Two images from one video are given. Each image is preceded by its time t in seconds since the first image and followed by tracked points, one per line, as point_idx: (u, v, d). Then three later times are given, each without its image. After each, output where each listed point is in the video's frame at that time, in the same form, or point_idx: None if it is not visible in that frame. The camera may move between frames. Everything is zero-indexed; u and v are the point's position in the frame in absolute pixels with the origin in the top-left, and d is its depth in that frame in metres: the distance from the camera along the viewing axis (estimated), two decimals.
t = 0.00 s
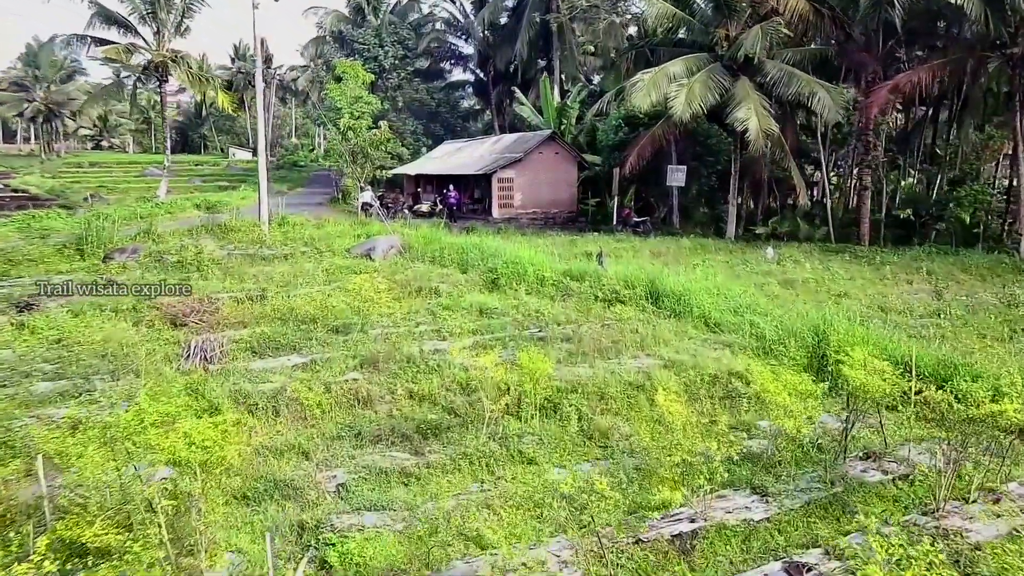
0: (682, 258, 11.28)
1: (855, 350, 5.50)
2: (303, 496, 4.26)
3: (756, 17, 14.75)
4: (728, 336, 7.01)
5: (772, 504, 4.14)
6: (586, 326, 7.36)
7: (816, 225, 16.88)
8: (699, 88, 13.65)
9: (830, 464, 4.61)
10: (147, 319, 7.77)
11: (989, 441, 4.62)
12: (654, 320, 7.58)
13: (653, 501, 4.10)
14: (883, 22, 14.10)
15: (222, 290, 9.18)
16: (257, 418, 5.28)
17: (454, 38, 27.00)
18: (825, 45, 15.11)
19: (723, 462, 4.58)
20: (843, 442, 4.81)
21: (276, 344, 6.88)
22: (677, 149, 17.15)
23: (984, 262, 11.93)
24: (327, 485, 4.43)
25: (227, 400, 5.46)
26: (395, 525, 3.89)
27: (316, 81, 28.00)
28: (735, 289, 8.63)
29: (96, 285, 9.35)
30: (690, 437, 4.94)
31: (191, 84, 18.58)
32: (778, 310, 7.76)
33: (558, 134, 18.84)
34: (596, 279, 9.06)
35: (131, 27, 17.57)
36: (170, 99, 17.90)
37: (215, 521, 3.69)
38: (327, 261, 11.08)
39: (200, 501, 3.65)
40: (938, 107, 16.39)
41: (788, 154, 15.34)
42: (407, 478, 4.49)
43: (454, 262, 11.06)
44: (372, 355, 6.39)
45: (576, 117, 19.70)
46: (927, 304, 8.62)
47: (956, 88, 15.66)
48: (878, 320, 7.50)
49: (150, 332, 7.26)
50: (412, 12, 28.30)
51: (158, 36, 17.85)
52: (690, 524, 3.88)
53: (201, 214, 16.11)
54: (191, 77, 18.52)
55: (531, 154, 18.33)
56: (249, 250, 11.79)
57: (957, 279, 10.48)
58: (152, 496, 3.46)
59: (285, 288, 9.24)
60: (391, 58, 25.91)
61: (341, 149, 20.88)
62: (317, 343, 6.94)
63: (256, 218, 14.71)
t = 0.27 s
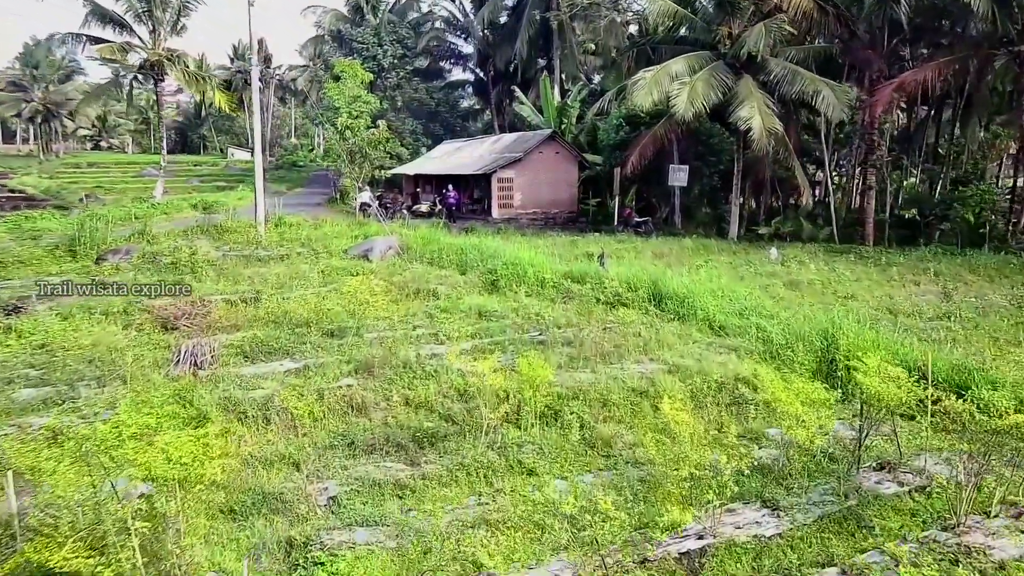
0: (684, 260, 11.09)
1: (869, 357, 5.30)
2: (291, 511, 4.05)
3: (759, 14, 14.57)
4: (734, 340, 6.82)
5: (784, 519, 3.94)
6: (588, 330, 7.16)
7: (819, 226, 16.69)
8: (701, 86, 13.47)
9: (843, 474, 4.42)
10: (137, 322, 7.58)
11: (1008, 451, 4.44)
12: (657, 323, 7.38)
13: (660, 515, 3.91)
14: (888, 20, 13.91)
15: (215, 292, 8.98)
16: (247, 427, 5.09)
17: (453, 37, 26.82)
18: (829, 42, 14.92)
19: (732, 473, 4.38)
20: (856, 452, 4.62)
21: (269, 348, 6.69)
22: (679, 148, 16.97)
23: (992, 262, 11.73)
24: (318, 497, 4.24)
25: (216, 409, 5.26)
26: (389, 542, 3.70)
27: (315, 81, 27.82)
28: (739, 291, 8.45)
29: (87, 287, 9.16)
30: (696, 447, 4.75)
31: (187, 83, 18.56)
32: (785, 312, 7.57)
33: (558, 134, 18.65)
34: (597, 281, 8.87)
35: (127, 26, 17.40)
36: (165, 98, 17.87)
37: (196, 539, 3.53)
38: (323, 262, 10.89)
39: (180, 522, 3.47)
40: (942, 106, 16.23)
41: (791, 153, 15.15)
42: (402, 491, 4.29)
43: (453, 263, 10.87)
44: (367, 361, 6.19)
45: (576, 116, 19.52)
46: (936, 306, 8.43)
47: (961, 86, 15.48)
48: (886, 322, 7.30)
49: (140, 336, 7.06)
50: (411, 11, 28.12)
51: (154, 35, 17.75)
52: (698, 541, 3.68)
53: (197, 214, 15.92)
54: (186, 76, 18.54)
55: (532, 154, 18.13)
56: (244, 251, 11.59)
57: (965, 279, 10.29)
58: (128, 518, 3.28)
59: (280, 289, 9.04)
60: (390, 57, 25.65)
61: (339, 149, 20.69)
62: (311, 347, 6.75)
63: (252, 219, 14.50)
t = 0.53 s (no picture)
0: (686, 261, 10.89)
1: (882, 363, 5.10)
2: (279, 526, 3.86)
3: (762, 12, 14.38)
4: (739, 344, 6.62)
5: (796, 535, 3.75)
6: (589, 333, 6.96)
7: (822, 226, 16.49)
8: (704, 85, 13.29)
9: (856, 486, 4.23)
10: (127, 326, 7.39)
11: None
12: (660, 326, 7.19)
13: (667, 533, 3.72)
14: (893, 17, 13.72)
15: (208, 294, 8.80)
16: (235, 436, 4.89)
17: (453, 36, 26.63)
18: (833, 40, 14.72)
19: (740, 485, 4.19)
20: (869, 463, 4.43)
21: (261, 353, 6.49)
22: (681, 148, 16.78)
23: (1000, 263, 11.54)
24: (308, 511, 4.04)
25: (203, 417, 5.07)
26: (381, 561, 3.51)
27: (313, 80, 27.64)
28: (744, 293, 8.25)
29: (77, 289, 8.96)
30: (702, 457, 4.56)
31: (184, 83, 18.41)
32: (791, 315, 7.38)
33: (558, 133, 18.46)
34: (599, 284, 8.67)
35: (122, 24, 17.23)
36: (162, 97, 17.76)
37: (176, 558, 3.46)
38: (320, 264, 10.69)
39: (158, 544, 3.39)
40: (947, 104, 16.03)
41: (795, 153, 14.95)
42: (395, 504, 4.10)
43: (452, 264, 10.67)
44: (362, 366, 6.00)
45: (577, 115, 19.32)
46: (945, 309, 8.23)
47: (967, 84, 15.29)
48: (896, 326, 7.10)
49: (129, 341, 6.87)
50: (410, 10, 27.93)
51: (150, 33, 17.61)
52: (707, 561, 3.49)
53: (193, 214, 15.71)
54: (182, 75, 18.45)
55: (532, 153, 17.93)
56: (239, 252, 11.40)
57: (974, 281, 10.10)
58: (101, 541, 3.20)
59: (274, 292, 8.85)
60: (390, 56, 25.68)
61: (337, 149, 20.50)
62: (304, 351, 6.55)
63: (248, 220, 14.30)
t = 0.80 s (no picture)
0: (689, 262, 10.71)
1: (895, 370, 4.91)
2: (266, 543, 3.67)
3: (766, 10, 14.19)
4: (745, 349, 6.44)
5: (811, 553, 3.56)
6: (591, 338, 6.77)
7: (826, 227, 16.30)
8: (707, 84, 13.10)
9: (871, 500, 4.05)
10: (116, 329, 7.20)
11: None
12: (664, 330, 7.00)
13: (674, 551, 3.53)
14: (898, 15, 13.54)
15: (201, 296, 8.61)
16: (224, 445, 4.71)
17: (453, 35, 26.45)
18: (838, 39, 14.54)
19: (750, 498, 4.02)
20: (884, 474, 4.25)
21: (253, 358, 6.30)
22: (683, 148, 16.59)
23: (1008, 265, 11.35)
24: (298, 526, 3.85)
25: (190, 425, 4.88)
26: None
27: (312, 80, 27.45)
28: (749, 296, 8.07)
29: (67, 291, 8.78)
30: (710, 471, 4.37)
31: (181, 82, 18.23)
32: (798, 319, 7.20)
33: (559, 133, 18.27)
34: (600, 287, 8.48)
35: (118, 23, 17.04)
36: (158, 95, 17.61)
37: None
38: (316, 265, 10.50)
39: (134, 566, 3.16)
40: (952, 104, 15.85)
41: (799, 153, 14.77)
42: (389, 519, 3.92)
43: (450, 266, 10.49)
44: (356, 372, 5.81)
45: (577, 115, 19.14)
46: (954, 312, 8.06)
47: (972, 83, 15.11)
48: (905, 330, 6.92)
49: (117, 345, 6.68)
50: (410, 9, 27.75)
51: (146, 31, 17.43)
52: None
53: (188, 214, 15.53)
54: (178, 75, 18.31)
55: (532, 153, 17.74)
56: (234, 253, 11.21)
57: (982, 283, 9.92)
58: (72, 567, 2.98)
59: (268, 294, 8.67)
60: (389, 55, 25.57)
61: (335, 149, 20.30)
62: (298, 356, 6.37)
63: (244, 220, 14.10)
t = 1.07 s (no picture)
0: (692, 264, 10.53)
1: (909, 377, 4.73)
2: (251, 561, 3.48)
3: (769, 9, 14.00)
4: (752, 353, 6.25)
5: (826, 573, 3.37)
6: (593, 342, 6.59)
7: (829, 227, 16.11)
8: (709, 82, 12.92)
9: (887, 514, 3.86)
10: (106, 332, 7.03)
11: None
12: (667, 334, 6.82)
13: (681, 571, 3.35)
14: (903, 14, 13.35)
15: (194, 298, 8.44)
16: (211, 455, 4.53)
17: (452, 34, 26.27)
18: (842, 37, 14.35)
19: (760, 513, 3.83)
20: (900, 486, 4.07)
21: (245, 363, 6.12)
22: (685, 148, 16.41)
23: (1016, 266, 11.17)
24: (287, 542, 3.66)
25: (176, 433, 4.70)
26: None
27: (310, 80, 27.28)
28: (753, 298, 7.89)
29: (58, 292, 8.61)
30: (717, 483, 4.19)
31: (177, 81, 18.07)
32: (805, 322, 7.01)
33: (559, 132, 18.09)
34: (601, 289, 8.30)
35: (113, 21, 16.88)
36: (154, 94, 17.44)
37: None
38: (312, 266, 10.33)
39: None
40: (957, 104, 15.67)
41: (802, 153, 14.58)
42: (382, 535, 3.73)
43: (449, 267, 10.31)
44: (350, 378, 5.63)
45: (578, 115, 18.96)
46: (964, 314, 7.88)
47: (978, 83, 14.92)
48: (915, 333, 6.73)
49: (106, 349, 6.51)
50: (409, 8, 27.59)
51: (142, 30, 17.28)
52: None
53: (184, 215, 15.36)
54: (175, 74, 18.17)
55: (532, 153, 17.56)
56: (229, 254, 11.04)
57: (990, 285, 9.74)
58: None
59: (263, 296, 8.50)
60: (388, 54, 25.35)
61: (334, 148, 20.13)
62: (291, 361, 6.19)
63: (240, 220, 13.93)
